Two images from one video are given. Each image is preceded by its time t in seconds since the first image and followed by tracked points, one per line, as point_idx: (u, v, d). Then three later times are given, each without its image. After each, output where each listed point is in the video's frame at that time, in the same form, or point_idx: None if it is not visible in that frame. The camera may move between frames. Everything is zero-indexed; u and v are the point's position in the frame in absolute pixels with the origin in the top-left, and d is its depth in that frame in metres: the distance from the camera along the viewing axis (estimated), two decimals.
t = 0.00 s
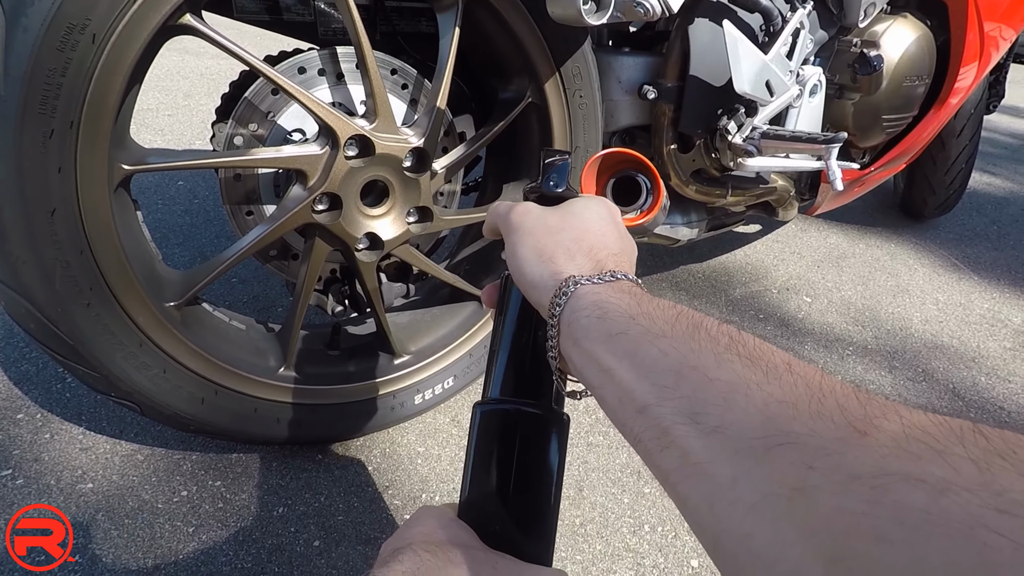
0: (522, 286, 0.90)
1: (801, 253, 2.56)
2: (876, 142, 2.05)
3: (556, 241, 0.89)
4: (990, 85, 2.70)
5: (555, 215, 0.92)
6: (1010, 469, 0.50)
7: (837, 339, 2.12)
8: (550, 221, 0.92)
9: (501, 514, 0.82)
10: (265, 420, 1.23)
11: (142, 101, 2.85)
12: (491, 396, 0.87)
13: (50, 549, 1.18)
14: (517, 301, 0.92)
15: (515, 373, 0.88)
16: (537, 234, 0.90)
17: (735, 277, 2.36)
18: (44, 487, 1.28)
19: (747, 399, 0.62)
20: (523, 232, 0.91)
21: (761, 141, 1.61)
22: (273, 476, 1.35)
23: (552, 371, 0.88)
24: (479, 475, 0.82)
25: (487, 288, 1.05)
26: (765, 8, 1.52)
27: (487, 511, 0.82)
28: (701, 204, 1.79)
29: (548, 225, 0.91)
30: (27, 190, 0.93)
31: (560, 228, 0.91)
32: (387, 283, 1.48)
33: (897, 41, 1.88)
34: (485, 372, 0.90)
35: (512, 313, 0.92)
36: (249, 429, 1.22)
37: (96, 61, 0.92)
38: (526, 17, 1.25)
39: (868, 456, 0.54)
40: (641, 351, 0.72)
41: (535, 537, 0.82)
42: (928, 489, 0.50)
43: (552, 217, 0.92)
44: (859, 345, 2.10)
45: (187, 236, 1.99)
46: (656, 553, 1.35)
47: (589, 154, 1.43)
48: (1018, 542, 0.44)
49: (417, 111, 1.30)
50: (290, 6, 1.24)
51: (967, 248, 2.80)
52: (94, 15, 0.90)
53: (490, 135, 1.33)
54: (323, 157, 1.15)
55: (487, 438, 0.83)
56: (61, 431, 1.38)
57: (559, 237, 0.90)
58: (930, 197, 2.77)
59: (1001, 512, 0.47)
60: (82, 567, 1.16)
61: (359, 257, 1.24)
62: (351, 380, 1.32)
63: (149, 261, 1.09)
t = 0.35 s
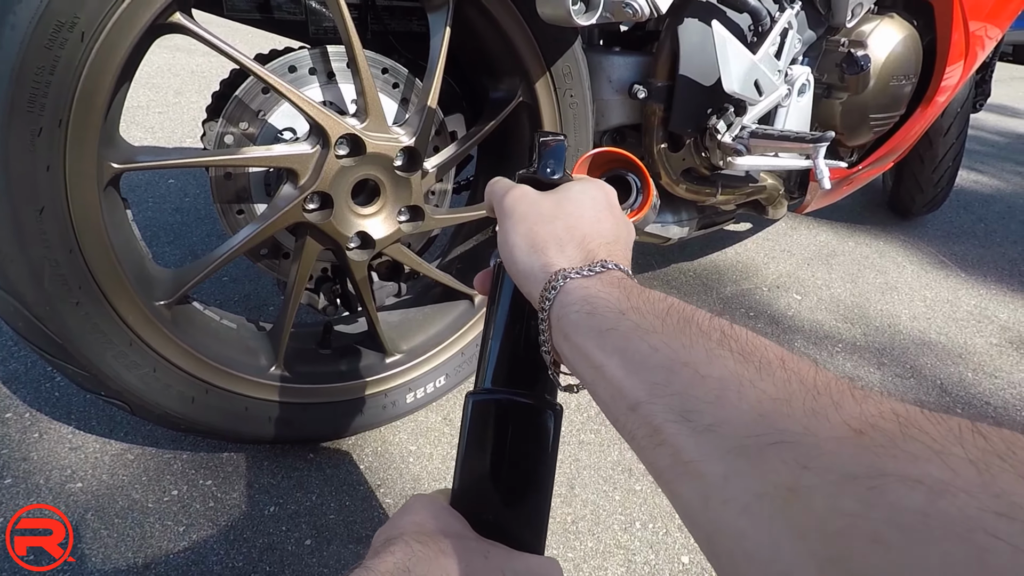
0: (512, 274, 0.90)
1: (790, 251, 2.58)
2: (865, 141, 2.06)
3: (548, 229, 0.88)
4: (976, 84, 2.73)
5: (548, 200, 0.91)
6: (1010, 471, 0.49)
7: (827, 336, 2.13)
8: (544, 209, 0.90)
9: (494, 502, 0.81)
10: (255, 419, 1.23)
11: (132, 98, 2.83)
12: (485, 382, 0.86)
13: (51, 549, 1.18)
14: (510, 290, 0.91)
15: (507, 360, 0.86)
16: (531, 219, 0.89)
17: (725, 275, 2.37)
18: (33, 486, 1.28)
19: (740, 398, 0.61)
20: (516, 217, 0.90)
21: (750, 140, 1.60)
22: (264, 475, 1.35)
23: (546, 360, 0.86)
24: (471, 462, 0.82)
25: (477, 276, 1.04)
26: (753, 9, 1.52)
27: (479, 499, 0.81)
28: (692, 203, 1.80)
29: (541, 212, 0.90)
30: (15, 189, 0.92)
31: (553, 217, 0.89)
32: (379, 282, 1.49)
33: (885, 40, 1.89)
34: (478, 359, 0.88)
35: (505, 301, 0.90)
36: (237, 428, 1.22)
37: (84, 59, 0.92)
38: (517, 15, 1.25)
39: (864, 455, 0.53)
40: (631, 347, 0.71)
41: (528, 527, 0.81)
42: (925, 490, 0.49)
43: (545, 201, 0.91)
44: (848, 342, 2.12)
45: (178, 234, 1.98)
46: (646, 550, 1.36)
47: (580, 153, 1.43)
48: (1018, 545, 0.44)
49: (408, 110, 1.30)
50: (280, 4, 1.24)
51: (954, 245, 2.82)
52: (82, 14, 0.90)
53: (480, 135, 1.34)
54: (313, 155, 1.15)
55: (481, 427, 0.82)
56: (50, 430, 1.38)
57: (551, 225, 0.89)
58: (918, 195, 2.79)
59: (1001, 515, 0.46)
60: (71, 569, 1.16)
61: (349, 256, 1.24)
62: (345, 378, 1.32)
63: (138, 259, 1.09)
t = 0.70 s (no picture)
0: (505, 270, 0.90)
1: (785, 250, 2.58)
2: (858, 139, 2.07)
3: (539, 222, 0.88)
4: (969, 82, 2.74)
5: (540, 192, 0.90)
6: (1018, 479, 0.49)
7: (822, 334, 2.14)
8: (532, 202, 0.90)
9: (486, 495, 0.80)
10: (251, 419, 1.23)
11: (126, 99, 2.83)
12: (476, 379, 0.87)
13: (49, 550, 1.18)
14: (500, 287, 0.92)
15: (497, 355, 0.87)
16: (520, 214, 0.88)
17: (721, 273, 2.38)
18: (28, 488, 1.27)
19: (737, 400, 0.61)
20: (506, 210, 0.90)
21: (744, 138, 1.62)
22: (261, 475, 1.35)
23: (537, 352, 0.87)
24: (462, 456, 0.82)
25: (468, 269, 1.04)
26: (747, 6, 1.54)
27: (471, 493, 0.80)
28: (687, 202, 1.80)
29: (532, 205, 0.90)
30: (9, 190, 0.92)
31: (541, 210, 0.89)
32: (374, 281, 1.49)
33: (878, 38, 1.90)
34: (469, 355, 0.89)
35: (495, 300, 0.91)
36: (232, 428, 1.21)
37: (77, 60, 0.91)
38: (510, 15, 1.25)
39: (865, 462, 0.53)
40: (625, 347, 0.71)
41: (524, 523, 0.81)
42: (932, 498, 0.49)
43: (536, 192, 0.91)
44: (842, 339, 2.13)
45: (174, 236, 1.98)
46: (643, 548, 1.36)
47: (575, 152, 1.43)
48: None
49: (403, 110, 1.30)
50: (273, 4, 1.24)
51: (948, 243, 2.83)
52: (74, 15, 0.90)
53: (476, 135, 1.33)
54: (308, 155, 1.15)
55: (473, 420, 0.82)
56: (45, 432, 1.38)
57: (542, 218, 0.89)
58: (912, 192, 2.80)
59: (1010, 526, 0.45)
60: (67, 569, 1.16)
61: (344, 256, 1.25)
62: (342, 378, 1.32)
63: (133, 260, 1.09)
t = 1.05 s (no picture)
0: (482, 251, 0.90)
1: (781, 247, 2.58)
2: (851, 135, 2.07)
3: (513, 201, 0.90)
4: (962, 77, 2.74)
5: (512, 171, 0.92)
6: (980, 442, 0.49)
7: (817, 330, 2.14)
8: (506, 180, 0.91)
9: (473, 477, 0.80)
10: (246, 419, 1.23)
11: (120, 103, 2.82)
12: (460, 362, 0.86)
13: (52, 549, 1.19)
14: (480, 272, 0.91)
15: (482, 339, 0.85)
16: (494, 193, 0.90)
17: (716, 271, 2.38)
18: (23, 492, 1.27)
19: (708, 370, 0.62)
20: (480, 191, 0.91)
21: (736, 134, 1.61)
22: (256, 476, 1.35)
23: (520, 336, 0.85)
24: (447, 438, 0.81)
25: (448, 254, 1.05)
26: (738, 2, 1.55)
27: (460, 480, 0.80)
28: (680, 199, 1.80)
29: (504, 183, 0.91)
30: None
31: (515, 187, 0.91)
32: (367, 282, 1.47)
33: (869, 34, 1.91)
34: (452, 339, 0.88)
35: (476, 284, 0.90)
36: (227, 429, 1.22)
37: (64, 62, 0.92)
38: (501, 15, 1.25)
39: (831, 429, 0.53)
40: (599, 322, 0.71)
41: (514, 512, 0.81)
42: (894, 464, 0.49)
43: (508, 171, 0.92)
44: (838, 335, 2.13)
45: (169, 239, 1.98)
46: (638, 545, 1.36)
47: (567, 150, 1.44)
48: (985, 521, 0.44)
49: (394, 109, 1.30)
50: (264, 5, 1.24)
51: (943, 239, 2.84)
52: (61, 16, 0.90)
53: (468, 133, 1.34)
54: (299, 156, 1.15)
55: (459, 403, 0.81)
56: (40, 435, 1.37)
57: (516, 195, 0.90)
58: (907, 188, 2.80)
59: (969, 488, 0.46)
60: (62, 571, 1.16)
61: (337, 256, 1.25)
62: (337, 379, 1.32)
63: (124, 261, 1.09)
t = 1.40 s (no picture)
0: (473, 250, 0.89)
1: (783, 242, 2.58)
2: (853, 128, 2.07)
3: (501, 198, 0.89)
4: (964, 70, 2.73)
5: (499, 168, 0.91)
6: (962, 424, 0.49)
7: (819, 325, 2.14)
8: (494, 177, 0.91)
9: (482, 480, 0.79)
10: (250, 417, 1.23)
11: (120, 103, 2.82)
12: (462, 365, 0.85)
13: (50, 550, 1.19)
14: (475, 271, 0.89)
15: (484, 338, 0.84)
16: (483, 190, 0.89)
17: (718, 266, 2.37)
18: (27, 492, 1.27)
19: (696, 357, 0.61)
20: (468, 191, 0.90)
21: (737, 129, 1.60)
22: (259, 474, 1.35)
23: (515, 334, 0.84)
24: (453, 444, 0.80)
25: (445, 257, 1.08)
26: None
27: (468, 484, 0.80)
28: (682, 194, 1.79)
29: (492, 179, 0.90)
30: None
31: (504, 184, 0.90)
32: (368, 279, 1.46)
33: (869, 26, 1.90)
34: (452, 338, 0.87)
35: (472, 282, 0.89)
36: (230, 428, 1.22)
37: (63, 60, 0.92)
38: (501, 10, 1.25)
39: (814, 412, 0.53)
40: (589, 313, 0.71)
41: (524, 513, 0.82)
42: (876, 445, 0.49)
43: (495, 168, 0.91)
44: (840, 330, 2.13)
45: (170, 239, 1.97)
46: (641, 540, 1.36)
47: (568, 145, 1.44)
48: (965, 500, 0.44)
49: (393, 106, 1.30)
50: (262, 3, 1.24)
51: (946, 233, 2.83)
52: (59, 14, 0.90)
53: (461, 133, 1.33)
54: (298, 153, 1.15)
55: (463, 408, 0.81)
56: (43, 435, 1.37)
57: (504, 192, 0.90)
58: (909, 181, 2.80)
59: (947, 467, 0.47)
60: (68, 570, 1.16)
61: (337, 253, 1.25)
62: (338, 376, 1.32)
63: (124, 259, 1.09)
